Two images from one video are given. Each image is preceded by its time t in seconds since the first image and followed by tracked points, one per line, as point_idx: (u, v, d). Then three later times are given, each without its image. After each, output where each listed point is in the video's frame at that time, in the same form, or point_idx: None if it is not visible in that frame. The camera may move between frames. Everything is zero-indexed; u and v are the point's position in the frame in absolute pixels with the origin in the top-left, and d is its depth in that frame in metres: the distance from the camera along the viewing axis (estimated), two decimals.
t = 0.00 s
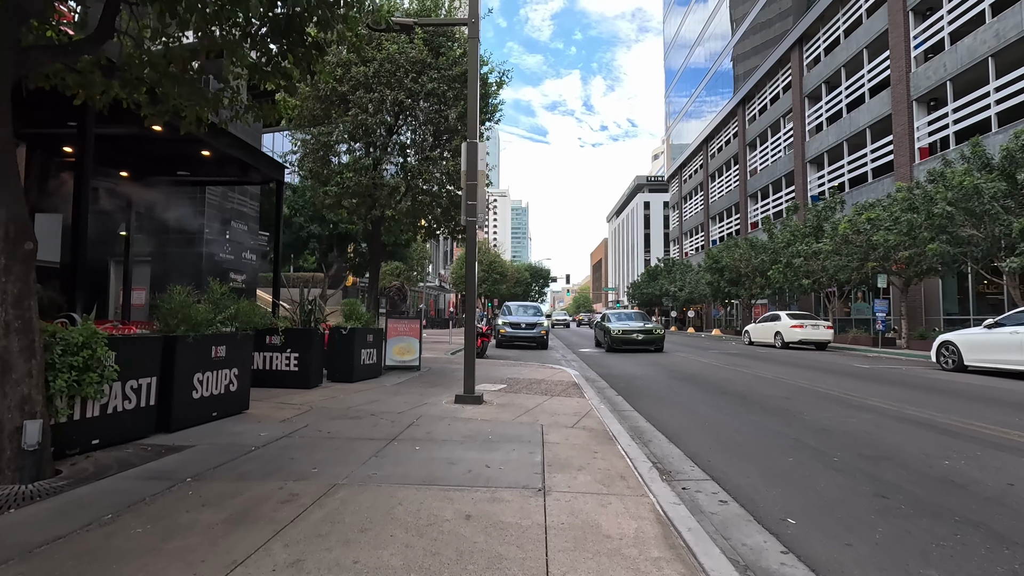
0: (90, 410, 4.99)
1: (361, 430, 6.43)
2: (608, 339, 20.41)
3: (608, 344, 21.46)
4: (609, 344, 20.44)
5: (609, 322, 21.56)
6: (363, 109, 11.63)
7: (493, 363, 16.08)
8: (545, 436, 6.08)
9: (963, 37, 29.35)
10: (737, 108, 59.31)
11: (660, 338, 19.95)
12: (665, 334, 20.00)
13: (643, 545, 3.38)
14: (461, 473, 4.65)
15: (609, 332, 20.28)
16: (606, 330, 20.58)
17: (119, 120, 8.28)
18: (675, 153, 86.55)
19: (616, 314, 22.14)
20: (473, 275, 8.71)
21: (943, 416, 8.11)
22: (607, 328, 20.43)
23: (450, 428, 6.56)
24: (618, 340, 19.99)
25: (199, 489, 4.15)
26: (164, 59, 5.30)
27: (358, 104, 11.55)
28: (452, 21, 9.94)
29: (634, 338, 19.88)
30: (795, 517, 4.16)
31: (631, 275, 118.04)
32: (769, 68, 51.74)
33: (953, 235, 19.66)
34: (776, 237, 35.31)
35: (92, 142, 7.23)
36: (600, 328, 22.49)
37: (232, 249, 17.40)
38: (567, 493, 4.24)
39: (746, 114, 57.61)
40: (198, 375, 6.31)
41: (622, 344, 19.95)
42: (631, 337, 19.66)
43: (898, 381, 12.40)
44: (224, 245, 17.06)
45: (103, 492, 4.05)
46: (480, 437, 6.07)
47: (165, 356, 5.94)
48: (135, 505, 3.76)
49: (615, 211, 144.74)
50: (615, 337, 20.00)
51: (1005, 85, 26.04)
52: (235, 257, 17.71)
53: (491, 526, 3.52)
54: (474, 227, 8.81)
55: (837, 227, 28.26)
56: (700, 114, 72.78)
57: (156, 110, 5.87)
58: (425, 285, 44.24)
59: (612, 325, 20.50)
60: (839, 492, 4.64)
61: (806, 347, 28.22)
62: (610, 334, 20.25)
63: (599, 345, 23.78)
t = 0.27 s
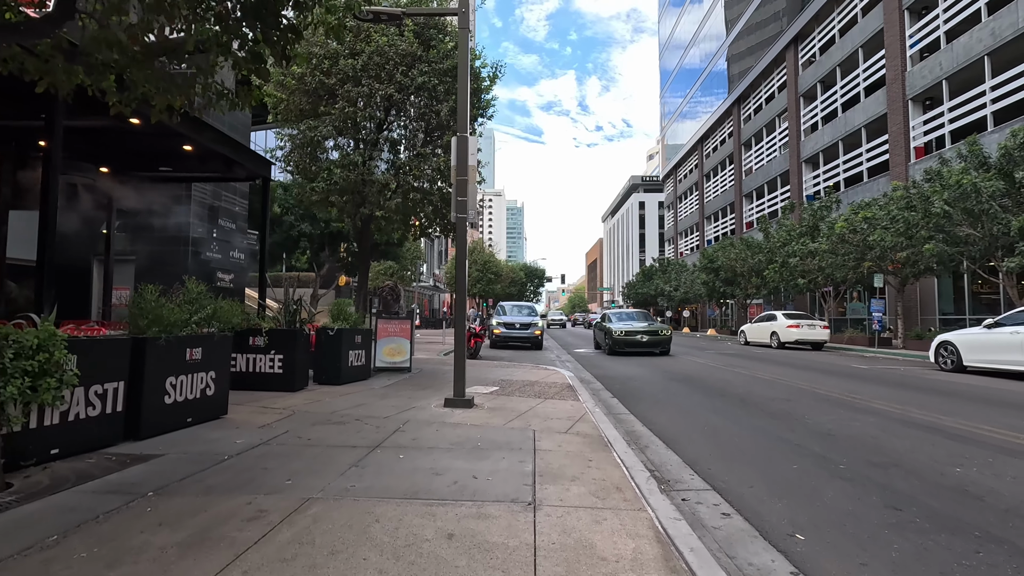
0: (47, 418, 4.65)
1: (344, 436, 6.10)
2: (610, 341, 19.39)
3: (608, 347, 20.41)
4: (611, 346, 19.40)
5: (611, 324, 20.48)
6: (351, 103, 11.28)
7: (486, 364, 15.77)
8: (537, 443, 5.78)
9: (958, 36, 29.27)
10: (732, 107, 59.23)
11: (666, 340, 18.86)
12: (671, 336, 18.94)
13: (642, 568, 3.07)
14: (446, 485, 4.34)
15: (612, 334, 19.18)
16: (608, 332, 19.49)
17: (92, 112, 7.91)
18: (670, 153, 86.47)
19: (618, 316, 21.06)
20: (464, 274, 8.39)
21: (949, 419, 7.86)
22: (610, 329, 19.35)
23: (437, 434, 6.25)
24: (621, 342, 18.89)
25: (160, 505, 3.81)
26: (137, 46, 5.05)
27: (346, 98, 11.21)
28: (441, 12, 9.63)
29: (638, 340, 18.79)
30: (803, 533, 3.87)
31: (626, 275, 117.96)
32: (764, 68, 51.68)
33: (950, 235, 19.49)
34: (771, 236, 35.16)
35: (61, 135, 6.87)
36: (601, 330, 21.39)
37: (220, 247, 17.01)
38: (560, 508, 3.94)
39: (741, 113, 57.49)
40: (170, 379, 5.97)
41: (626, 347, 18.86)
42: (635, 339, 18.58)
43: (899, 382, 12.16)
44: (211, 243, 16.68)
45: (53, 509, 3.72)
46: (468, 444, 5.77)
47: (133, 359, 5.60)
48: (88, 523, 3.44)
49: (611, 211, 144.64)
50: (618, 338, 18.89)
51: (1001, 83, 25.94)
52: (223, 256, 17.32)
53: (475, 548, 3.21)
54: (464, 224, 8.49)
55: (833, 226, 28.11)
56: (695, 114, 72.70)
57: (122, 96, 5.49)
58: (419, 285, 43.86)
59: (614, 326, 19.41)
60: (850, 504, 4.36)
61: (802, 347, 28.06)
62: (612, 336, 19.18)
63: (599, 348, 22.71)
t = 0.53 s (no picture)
0: (2, 427, 4.30)
1: (327, 444, 5.77)
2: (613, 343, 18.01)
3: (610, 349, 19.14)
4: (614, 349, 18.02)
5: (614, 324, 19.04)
6: (340, 96, 10.93)
7: (481, 365, 15.47)
8: (532, 451, 5.46)
9: (956, 35, 29.14)
10: (728, 107, 59.12)
11: (675, 342, 17.41)
12: (680, 338, 17.49)
13: None
14: (433, 499, 4.02)
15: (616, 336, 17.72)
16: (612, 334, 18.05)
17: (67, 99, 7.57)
18: (666, 153, 86.34)
19: (621, 315, 19.60)
20: (457, 272, 8.07)
21: (959, 423, 7.58)
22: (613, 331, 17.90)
23: (427, 441, 5.93)
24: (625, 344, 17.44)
25: (117, 524, 3.47)
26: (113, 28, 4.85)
27: (334, 91, 10.86)
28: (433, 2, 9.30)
29: (645, 342, 17.32)
30: (819, 552, 3.57)
31: (621, 275, 117.91)
32: (760, 68, 51.57)
33: (949, 234, 19.32)
34: (768, 236, 34.97)
35: (29, 125, 6.49)
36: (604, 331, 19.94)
37: (208, 246, 16.63)
38: (556, 525, 3.62)
39: (737, 113, 57.33)
40: (142, 384, 5.63)
41: (631, 350, 17.43)
42: (641, 341, 17.13)
43: (901, 383, 11.92)
44: (199, 242, 16.30)
45: None
46: (459, 452, 5.46)
47: (101, 363, 5.25)
48: (32, 547, 3.09)
49: (606, 211, 144.45)
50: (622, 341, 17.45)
51: (999, 82, 25.79)
52: (212, 255, 16.94)
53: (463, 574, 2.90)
54: (456, 221, 8.17)
55: (830, 225, 27.91)
56: (690, 114, 72.58)
57: (88, 82, 5.12)
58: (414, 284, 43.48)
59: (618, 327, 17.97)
60: (868, 519, 4.05)
61: (800, 347, 27.88)
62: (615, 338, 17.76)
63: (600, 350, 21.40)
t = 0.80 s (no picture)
0: None
1: (310, 452, 5.43)
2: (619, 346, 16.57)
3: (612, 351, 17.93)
4: (621, 353, 16.61)
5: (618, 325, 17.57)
6: (330, 88, 10.57)
7: (477, 366, 15.16)
8: (527, 460, 5.14)
9: (955, 33, 28.96)
10: (725, 106, 58.93)
11: (687, 345, 16.02)
12: (692, 340, 16.10)
13: None
14: (418, 515, 3.69)
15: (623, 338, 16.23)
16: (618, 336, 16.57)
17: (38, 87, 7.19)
18: (663, 153, 86.30)
19: (626, 314, 18.13)
20: (450, 270, 7.72)
21: (972, 428, 7.29)
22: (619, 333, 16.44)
23: (416, 449, 5.60)
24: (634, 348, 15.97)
25: (65, 547, 3.12)
26: (71, 7, 4.25)
27: (323, 83, 10.49)
28: None
29: (654, 346, 15.92)
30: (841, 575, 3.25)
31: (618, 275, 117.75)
32: (758, 67, 51.37)
33: (950, 233, 19.08)
34: (766, 235, 34.74)
35: None
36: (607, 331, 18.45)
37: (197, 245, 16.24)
38: (552, 546, 3.29)
39: (734, 112, 57.13)
40: (111, 389, 5.27)
41: (640, 355, 15.98)
42: (651, 345, 15.68)
43: (906, 385, 11.65)
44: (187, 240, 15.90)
45: None
46: (449, 461, 5.12)
47: (64, 366, 4.89)
48: None
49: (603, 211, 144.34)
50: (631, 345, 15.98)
51: (999, 80, 25.60)
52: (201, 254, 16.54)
53: None
54: (449, 217, 7.84)
55: (829, 224, 27.67)
56: (687, 114, 72.37)
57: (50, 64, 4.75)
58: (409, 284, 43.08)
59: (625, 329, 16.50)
60: (891, 536, 3.74)
61: (799, 348, 27.63)
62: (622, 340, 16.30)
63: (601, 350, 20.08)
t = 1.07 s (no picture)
0: None
1: (293, 461, 5.09)
2: (627, 349, 14.37)
3: (620, 354, 15.85)
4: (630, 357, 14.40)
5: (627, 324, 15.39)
6: (321, 80, 10.24)
7: (474, 368, 14.83)
8: (524, 470, 4.81)
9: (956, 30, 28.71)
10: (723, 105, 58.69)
11: (709, 350, 13.65)
12: (715, 344, 13.72)
13: None
14: (404, 536, 3.35)
15: (631, 341, 13.98)
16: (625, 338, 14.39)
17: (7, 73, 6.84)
18: (661, 153, 86.08)
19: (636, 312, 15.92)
20: (443, 267, 7.38)
21: (989, 433, 6.98)
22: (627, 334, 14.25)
23: (407, 457, 5.26)
24: (644, 353, 13.72)
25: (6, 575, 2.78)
26: None
27: (314, 74, 10.15)
28: None
29: (669, 350, 13.62)
30: None
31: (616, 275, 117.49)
32: (756, 66, 51.12)
33: (955, 232, 18.80)
34: (766, 235, 34.46)
35: None
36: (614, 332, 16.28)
37: (187, 244, 15.86)
38: (553, 572, 2.96)
39: (733, 112, 56.87)
40: (79, 394, 4.93)
41: (653, 361, 13.66)
42: (665, 349, 13.43)
43: (915, 387, 11.34)
44: (177, 238, 15.52)
45: None
46: (441, 472, 4.78)
47: (25, 371, 4.55)
48: None
49: (601, 211, 144.14)
50: (641, 349, 13.74)
51: (1001, 78, 25.35)
52: (191, 253, 16.17)
53: None
54: (443, 212, 7.48)
55: (830, 223, 27.38)
56: (685, 113, 72.15)
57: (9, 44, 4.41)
58: (406, 284, 42.71)
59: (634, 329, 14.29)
60: (922, 557, 3.43)
61: (799, 348, 27.35)
62: (630, 343, 14.07)
63: (609, 353, 17.99)
